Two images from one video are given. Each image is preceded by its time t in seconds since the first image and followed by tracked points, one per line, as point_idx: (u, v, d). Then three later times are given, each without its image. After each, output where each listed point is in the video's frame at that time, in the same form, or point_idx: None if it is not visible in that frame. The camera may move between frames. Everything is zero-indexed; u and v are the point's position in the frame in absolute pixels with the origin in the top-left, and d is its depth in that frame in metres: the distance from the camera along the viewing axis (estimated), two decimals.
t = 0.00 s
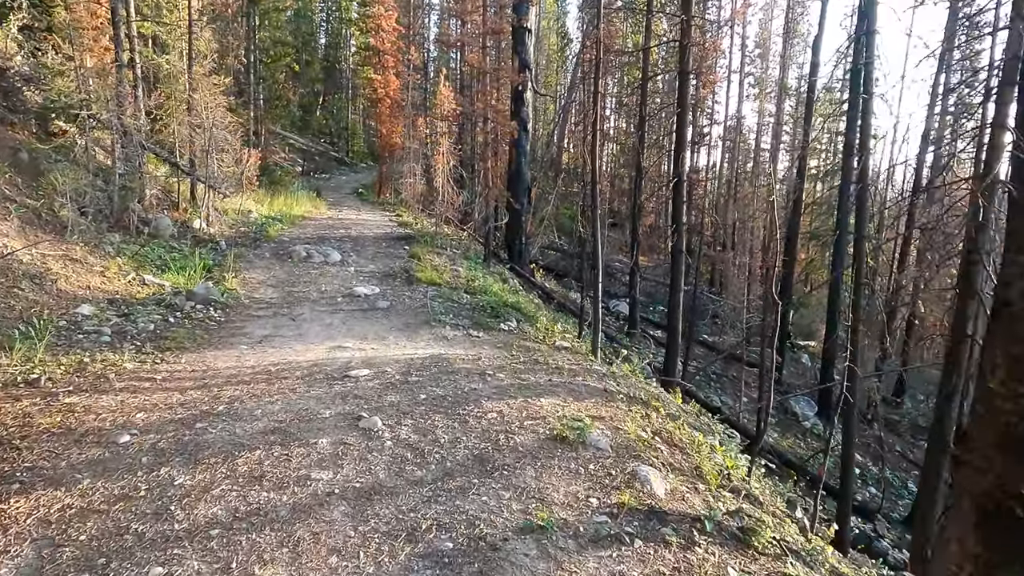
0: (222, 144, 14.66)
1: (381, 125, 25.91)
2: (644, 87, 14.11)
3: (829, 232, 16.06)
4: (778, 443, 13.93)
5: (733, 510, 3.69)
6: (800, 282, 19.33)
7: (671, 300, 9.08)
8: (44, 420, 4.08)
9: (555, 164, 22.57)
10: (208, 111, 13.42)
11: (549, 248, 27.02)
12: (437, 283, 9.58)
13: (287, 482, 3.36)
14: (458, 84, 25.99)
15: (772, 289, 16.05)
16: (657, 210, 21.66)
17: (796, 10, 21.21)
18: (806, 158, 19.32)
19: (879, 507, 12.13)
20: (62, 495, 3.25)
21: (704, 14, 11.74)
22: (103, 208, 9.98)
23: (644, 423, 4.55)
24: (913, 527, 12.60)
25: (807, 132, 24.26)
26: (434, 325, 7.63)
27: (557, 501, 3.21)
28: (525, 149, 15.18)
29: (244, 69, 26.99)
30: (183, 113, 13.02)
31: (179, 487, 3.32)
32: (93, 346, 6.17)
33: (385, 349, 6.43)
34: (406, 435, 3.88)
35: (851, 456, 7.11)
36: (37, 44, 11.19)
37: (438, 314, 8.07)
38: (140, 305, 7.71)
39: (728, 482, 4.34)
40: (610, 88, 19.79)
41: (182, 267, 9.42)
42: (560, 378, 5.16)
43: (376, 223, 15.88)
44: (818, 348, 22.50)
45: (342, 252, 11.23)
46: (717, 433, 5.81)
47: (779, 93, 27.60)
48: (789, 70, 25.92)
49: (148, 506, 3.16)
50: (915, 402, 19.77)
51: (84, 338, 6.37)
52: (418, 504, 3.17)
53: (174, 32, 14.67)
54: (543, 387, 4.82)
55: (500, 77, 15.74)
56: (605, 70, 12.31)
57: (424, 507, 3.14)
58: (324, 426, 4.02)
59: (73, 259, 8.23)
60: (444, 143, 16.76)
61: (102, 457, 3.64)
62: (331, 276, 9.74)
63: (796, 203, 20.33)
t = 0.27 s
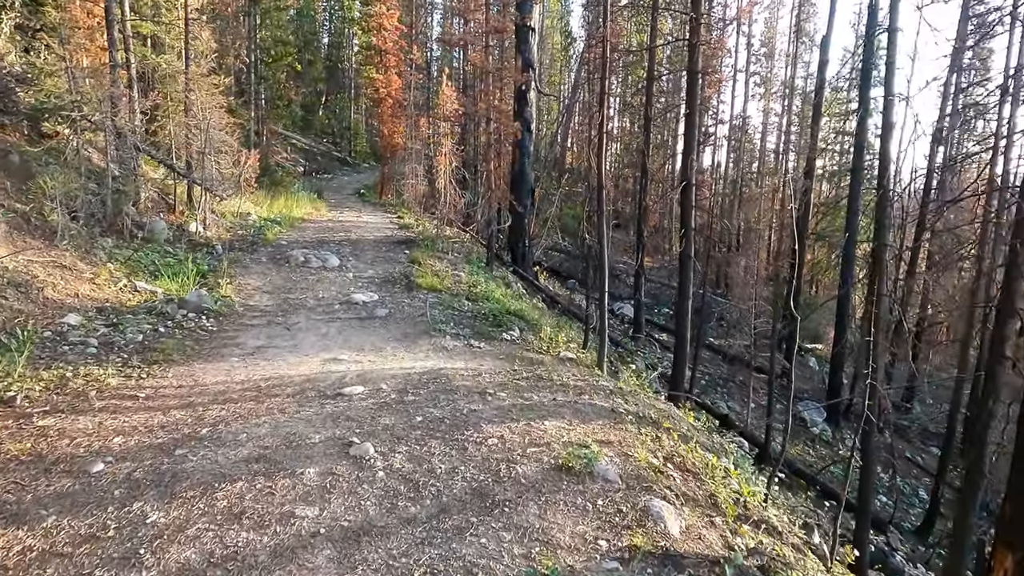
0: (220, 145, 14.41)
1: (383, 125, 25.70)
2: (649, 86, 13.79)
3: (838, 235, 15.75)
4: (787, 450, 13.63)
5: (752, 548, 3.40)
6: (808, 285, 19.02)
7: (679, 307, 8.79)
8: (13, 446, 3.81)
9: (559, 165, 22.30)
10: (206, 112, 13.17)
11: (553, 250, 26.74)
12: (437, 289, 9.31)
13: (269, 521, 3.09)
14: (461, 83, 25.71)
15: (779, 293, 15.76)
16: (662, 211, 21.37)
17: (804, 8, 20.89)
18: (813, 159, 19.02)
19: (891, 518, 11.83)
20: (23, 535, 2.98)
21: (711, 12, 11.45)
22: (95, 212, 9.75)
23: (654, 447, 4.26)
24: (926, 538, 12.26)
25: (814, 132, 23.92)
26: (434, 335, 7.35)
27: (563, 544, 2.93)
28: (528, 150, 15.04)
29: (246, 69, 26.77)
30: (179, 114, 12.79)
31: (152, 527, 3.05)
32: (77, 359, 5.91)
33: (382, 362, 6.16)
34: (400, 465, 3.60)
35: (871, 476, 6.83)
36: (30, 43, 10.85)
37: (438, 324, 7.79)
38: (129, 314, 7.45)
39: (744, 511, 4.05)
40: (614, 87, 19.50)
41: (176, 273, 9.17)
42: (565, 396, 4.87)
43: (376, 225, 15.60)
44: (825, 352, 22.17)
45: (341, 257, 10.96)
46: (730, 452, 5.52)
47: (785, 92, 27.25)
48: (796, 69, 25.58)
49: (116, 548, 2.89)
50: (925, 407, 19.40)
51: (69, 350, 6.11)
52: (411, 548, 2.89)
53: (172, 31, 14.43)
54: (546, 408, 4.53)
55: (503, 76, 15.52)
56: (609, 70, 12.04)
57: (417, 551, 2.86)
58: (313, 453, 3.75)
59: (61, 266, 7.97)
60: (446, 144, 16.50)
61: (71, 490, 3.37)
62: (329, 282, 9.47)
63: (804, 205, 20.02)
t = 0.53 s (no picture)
0: (219, 146, 14.18)
1: (385, 124, 25.44)
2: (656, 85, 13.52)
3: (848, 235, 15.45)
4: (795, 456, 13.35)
5: None
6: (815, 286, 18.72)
7: (687, 313, 8.52)
8: None
9: (562, 164, 22.04)
10: (204, 112, 12.96)
11: (556, 250, 26.49)
12: (438, 294, 9.06)
13: (253, 557, 2.84)
14: (463, 82, 25.44)
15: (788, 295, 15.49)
16: (667, 211, 21.11)
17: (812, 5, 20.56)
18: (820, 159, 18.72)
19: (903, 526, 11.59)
20: None
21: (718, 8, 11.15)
22: (89, 215, 9.52)
23: (667, 469, 4.01)
24: (939, 547, 12.00)
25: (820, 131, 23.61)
26: (434, 343, 7.10)
27: None
28: (532, 150, 14.82)
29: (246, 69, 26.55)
30: (177, 114, 12.58)
31: (126, 563, 2.81)
32: (63, 370, 5.68)
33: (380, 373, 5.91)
34: (396, 492, 3.35)
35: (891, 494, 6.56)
36: (23, 43, 10.71)
37: (439, 331, 7.54)
38: (121, 321, 7.22)
39: (764, 538, 3.79)
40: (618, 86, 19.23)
41: (171, 277, 8.94)
42: (571, 413, 4.61)
43: (378, 227, 15.36)
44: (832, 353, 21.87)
45: (340, 259, 10.72)
46: (745, 470, 5.26)
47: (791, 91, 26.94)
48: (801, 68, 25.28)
49: None
50: (933, 409, 19.11)
51: (55, 360, 5.88)
52: None
53: (170, 29, 14.20)
54: (551, 426, 4.28)
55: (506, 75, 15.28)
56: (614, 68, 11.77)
57: None
58: (303, 479, 3.50)
59: (51, 270, 7.74)
60: (448, 144, 16.25)
61: (42, 520, 3.13)
62: (328, 287, 9.22)
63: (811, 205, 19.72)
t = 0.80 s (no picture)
0: (217, 146, 13.95)
1: (386, 124, 25.20)
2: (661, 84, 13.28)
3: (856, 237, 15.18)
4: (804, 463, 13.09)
5: None
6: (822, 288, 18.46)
7: (698, 319, 8.26)
8: None
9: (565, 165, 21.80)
10: (202, 112, 12.73)
11: (559, 251, 26.25)
12: (440, 299, 8.80)
13: None
14: (465, 82, 25.21)
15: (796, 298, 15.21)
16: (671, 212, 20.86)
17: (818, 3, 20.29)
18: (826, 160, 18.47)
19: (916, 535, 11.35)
20: None
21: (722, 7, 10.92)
22: (82, 217, 9.28)
23: (684, 494, 3.75)
24: (953, 557, 11.73)
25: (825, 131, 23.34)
26: (436, 352, 6.86)
27: None
28: (535, 150, 14.42)
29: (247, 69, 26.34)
30: (173, 114, 12.35)
31: None
32: (47, 381, 5.43)
33: (378, 386, 5.67)
34: (393, 523, 3.10)
35: (913, 514, 6.33)
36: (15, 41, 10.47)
37: (441, 339, 7.28)
38: (111, 328, 6.98)
39: (789, 569, 3.53)
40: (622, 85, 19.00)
41: (165, 282, 8.70)
42: (580, 431, 4.35)
43: (379, 229, 15.13)
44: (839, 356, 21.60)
45: (339, 263, 10.48)
46: (762, 489, 5.01)
47: (795, 90, 26.69)
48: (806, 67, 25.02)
49: None
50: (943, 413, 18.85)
51: (39, 370, 5.63)
52: None
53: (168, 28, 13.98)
54: (560, 446, 4.02)
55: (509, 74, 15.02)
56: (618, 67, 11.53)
57: None
58: (293, 507, 3.25)
59: (40, 276, 7.50)
60: (450, 144, 16.02)
61: (7, 556, 2.87)
62: (326, 291, 8.97)
63: (818, 206, 19.44)
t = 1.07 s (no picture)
0: (214, 149, 13.71)
1: (387, 125, 24.95)
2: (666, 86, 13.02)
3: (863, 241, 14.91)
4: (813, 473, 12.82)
5: None
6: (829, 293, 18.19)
7: (708, 329, 8.01)
8: None
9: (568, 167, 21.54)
10: (199, 114, 12.50)
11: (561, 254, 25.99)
12: (442, 307, 8.55)
13: None
14: (466, 83, 24.92)
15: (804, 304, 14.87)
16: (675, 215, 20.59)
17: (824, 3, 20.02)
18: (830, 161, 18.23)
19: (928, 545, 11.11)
20: None
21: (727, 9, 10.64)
22: (74, 223, 9.04)
23: (704, 529, 3.49)
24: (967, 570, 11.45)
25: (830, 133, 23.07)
26: (436, 364, 6.60)
27: None
28: (538, 153, 14.40)
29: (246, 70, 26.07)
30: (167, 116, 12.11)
31: None
32: (29, 397, 5.18)
33: (376, 403, 5.42)
34: (389, 567, 2.84)
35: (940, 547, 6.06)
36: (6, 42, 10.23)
37: (443, 350, 7.02)
38: (100, 339, 6.73)
39: None
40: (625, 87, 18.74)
41: (158, 290, 8.45)
42: (590, 457, 4.09)
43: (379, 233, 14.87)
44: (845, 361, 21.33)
45: (338, 269, 10.23)
46: (781, 514, 4.74)
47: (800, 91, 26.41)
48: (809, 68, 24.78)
49: None
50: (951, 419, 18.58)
51: (22, 385, 5.38)
52: None
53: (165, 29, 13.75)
54: (569, 475, 3.78)
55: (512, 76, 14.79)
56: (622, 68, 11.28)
57: None
58: (281, 547, 3.00)
59: (28, 284, 7.25)
60: (451, 147, 15.78)
61: None
62: (324, 300, 8.71)
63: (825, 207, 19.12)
